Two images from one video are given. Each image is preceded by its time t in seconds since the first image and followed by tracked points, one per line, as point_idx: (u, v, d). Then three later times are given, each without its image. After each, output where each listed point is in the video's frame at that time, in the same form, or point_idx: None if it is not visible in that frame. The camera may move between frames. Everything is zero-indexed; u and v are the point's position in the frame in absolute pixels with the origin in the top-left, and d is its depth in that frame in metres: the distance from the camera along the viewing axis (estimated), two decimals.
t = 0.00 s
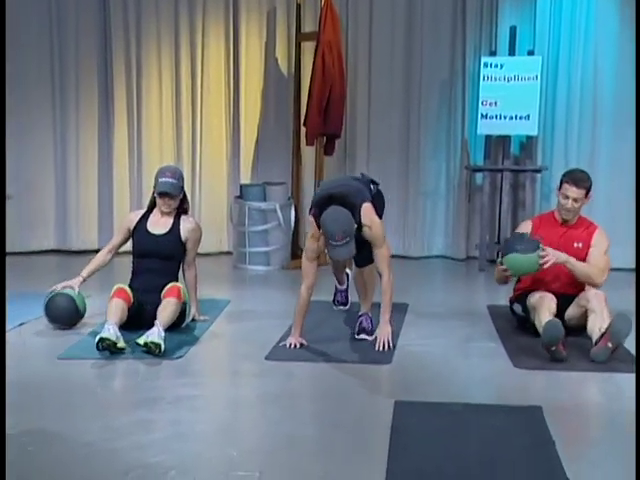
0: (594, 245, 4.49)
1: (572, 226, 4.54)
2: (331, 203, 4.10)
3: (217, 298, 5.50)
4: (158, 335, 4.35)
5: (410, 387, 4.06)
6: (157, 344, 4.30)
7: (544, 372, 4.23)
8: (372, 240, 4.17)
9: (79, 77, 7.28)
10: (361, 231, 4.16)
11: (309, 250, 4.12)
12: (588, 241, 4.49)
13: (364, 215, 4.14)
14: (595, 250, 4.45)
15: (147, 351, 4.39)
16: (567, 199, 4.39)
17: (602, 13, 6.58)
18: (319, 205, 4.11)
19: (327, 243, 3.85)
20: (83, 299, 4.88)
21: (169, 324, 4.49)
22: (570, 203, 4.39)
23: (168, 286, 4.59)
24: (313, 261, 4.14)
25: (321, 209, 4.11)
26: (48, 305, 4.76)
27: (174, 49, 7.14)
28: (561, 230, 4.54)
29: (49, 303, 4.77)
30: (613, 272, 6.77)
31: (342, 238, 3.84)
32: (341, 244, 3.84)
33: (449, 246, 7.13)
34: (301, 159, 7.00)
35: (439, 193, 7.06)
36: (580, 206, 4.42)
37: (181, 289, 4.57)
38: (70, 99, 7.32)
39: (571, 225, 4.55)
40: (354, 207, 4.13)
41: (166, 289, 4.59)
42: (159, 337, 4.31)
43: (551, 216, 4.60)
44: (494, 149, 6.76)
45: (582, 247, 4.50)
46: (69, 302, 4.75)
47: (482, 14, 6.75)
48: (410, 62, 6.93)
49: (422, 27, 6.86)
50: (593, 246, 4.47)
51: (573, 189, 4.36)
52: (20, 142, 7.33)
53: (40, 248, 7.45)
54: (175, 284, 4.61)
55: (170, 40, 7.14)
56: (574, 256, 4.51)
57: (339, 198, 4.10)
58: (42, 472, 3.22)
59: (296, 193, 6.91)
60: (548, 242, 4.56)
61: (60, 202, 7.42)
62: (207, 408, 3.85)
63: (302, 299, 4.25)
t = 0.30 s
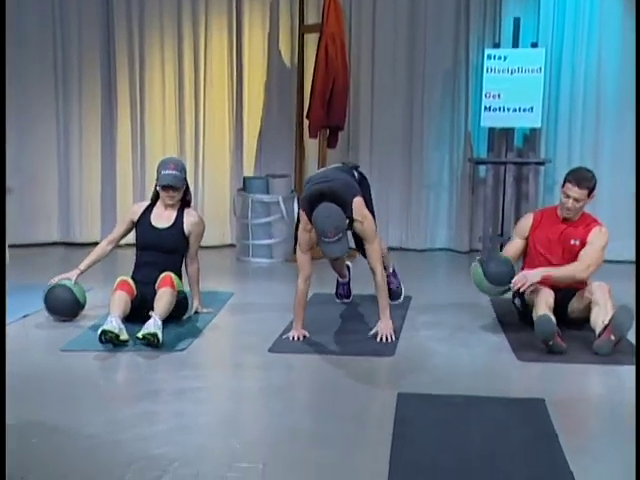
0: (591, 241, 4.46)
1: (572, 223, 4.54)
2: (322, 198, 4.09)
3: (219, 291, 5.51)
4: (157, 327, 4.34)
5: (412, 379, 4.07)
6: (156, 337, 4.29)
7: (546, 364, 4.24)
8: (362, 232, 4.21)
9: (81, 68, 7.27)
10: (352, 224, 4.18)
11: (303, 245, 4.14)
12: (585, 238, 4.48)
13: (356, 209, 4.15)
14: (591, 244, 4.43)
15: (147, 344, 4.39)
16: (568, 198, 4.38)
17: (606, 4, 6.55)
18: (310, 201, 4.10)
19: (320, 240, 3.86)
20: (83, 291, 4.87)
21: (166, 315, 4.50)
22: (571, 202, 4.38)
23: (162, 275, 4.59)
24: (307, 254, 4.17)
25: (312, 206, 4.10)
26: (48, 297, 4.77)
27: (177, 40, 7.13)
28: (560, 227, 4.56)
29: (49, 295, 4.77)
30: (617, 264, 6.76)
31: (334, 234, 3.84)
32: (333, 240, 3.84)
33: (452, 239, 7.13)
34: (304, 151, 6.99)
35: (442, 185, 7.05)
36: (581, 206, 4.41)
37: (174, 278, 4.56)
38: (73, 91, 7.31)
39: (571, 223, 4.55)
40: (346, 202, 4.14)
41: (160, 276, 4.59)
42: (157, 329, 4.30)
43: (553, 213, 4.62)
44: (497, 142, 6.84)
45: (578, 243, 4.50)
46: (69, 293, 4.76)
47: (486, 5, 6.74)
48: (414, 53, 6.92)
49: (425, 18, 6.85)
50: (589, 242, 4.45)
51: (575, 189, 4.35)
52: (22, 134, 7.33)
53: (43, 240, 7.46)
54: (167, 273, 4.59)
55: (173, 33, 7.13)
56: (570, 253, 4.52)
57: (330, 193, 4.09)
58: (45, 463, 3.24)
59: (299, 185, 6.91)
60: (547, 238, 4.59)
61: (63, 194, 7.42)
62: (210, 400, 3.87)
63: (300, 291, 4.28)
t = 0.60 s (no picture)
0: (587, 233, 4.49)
1: (562, 217, 4.57)
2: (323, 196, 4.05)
3: (219, 282, 5.50)
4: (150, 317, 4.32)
5: (412, 370, 4.07)
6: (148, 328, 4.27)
7: (546, 354, 4.24)
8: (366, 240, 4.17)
9: (81, 58, 7.26)
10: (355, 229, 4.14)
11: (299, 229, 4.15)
12: (580, 230, 4.52)
13: (361, 215, 4.12)
14: (590, 237, 4.46)
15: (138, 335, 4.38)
16: (554, 194, 4.41)
17: None
18: (311, 193, 4.12)
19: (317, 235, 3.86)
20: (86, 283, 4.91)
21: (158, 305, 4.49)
22: (557, 198, 4.41)
23: (151, 265, 4.57)
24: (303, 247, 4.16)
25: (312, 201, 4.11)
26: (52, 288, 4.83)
27: (177, 30, 7.11)
28: (552, 222, 4.59)
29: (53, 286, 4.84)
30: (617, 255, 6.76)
31: (331, 228, 3.84)
32: (329, 234, 3.84)
33: (452, 230, 7.12)
34: (304, 142, 6.98)
35: (442, 176, 7.05)
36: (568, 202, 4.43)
37: (161, 267, 4.53)
38: (73, 82, 7.30)
39: (562, 217, 4.57)
40: (351, 204, 4.12)
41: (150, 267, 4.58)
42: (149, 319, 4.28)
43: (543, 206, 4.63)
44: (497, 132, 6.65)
45: (574, 236, 4.53)
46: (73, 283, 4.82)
47: None
48: (414, 44, 6.91)
49: (426, 8, 6.83)
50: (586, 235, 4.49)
51: (560, 186, 4.38)
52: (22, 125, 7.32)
53: (43, 231, 7.46)
54: (156, 263, 4.57)
55: (172, 23, 7.11)
56: (566, 246, 4.56)
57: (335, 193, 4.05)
58: (45, 453, 3.24)
59: (299, 176, 6.90)
60: (540, 233, 4.61)
61: (62, 185, 7.41)
62: (210, 391, 3.87)
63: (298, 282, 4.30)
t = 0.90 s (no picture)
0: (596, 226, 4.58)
1: (570, 208, 4.58)
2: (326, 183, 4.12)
3: (217, 273, 5.50)
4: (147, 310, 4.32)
5: (410, 361, 4.08)
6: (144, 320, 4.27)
7: (543, 346, 4.25)
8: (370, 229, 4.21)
9: (77, 50, 7.25)
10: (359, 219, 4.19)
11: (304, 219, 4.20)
12: (589, 222, 4.57)
13: (365, 204, 4.19)
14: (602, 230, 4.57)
15: (135, 326, 4.39)
16: (560, 178, 4.41)
17: None
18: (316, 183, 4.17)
19: (330, 217, 3.90)
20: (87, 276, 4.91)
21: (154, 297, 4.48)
22: (562, 182, 4.41)
23: (147, 258, 4.57)
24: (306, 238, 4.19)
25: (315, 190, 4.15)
26: (54, 281, 4.85)
27: (173, 22, 7.09)
28: (559, 213, 4.59)
29: (55, 279, 4.85)
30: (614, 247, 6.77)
31: (342, 208, 3.91)
32: (342, 213, 3.91)
33: (449, 222, 7.12)
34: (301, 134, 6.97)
35: (439, 168, 7.04)
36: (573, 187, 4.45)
37: (158, 260, 4.53)
38: (69, 74, 7.28)
39: (568, 207, 4.59)
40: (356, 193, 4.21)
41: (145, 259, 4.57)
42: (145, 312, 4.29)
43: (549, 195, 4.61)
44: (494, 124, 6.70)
45: (582, 228, 4.58)
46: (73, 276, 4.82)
47: None
48: (411, 35, 6.88)
49: None
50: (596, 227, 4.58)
51: (565, 168, 4.38)
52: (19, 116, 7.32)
53: (40, 223, 7.45)
54: (153, 255, 4.56)
55: (169, 15, 7.09)
56: (574, 237, 4.60)
57: (336, 182, 4.12)
58: (43, 444, 3.25)
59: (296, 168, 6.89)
60: (548, 223, 4.61)
61: (59, 177, 7.41)
62: (208, 382, 3.87)
63: (297, 277, 4.31)
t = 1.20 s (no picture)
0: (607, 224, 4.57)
1: (586, 200, 4.56)
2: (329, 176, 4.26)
3: (215, 269, 5.50)
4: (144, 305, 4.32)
5: (408, 357, 4.08)
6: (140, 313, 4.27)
7: (541, 341, 4.26)
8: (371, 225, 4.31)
9: (75, 46, 7.24)
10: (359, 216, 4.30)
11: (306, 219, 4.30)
12: (602, 217, 4.56)
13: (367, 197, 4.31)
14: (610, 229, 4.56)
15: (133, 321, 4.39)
16: (575, 170, 4.43)
17: None
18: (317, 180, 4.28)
19: (340, 204, 4.02)
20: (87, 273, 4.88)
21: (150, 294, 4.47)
22: (577, 174, 4.42)
23: (141, 258, 4.55)
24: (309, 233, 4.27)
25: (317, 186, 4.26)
26: (54, 277, 4.81)
27: (171, 17, 7.07)
28: (576, 205, 4.57)
29: (55, 275, 4.81)
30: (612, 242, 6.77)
31: (351, 193, 4.03)
32: (351, 198, 4.02)
33: (447, 217, 7.12)
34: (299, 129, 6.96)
35: (437, 163, 7.04)
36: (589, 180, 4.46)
37: (153, 258, 4.52)
38: (67, 70, 7.27)
39: (584, 200, 4.57)
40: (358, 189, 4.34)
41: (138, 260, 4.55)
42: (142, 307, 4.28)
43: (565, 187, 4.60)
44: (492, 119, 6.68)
45: (595, 222, 4.57)
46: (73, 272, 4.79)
47: None
48: (409, 30, 6.88)
49: None
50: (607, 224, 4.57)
51: (581, 161, 4.41)
52: (16, 112, 7.31)
53: (37, 219, 7.45)
54: (147, 254, 4.56)
55: (167, 10, 7.07)
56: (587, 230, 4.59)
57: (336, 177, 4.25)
58: (42, 439, 3.25)
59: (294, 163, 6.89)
60: (562, 215, 4.60)
61: (57, 173, 7.40)
62: (206, 378, 3.88)
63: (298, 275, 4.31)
